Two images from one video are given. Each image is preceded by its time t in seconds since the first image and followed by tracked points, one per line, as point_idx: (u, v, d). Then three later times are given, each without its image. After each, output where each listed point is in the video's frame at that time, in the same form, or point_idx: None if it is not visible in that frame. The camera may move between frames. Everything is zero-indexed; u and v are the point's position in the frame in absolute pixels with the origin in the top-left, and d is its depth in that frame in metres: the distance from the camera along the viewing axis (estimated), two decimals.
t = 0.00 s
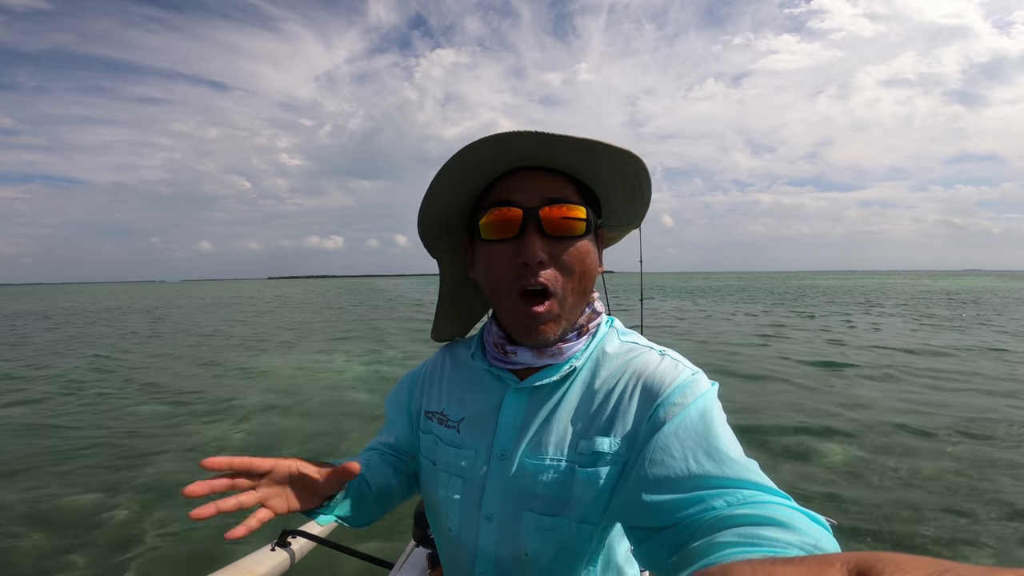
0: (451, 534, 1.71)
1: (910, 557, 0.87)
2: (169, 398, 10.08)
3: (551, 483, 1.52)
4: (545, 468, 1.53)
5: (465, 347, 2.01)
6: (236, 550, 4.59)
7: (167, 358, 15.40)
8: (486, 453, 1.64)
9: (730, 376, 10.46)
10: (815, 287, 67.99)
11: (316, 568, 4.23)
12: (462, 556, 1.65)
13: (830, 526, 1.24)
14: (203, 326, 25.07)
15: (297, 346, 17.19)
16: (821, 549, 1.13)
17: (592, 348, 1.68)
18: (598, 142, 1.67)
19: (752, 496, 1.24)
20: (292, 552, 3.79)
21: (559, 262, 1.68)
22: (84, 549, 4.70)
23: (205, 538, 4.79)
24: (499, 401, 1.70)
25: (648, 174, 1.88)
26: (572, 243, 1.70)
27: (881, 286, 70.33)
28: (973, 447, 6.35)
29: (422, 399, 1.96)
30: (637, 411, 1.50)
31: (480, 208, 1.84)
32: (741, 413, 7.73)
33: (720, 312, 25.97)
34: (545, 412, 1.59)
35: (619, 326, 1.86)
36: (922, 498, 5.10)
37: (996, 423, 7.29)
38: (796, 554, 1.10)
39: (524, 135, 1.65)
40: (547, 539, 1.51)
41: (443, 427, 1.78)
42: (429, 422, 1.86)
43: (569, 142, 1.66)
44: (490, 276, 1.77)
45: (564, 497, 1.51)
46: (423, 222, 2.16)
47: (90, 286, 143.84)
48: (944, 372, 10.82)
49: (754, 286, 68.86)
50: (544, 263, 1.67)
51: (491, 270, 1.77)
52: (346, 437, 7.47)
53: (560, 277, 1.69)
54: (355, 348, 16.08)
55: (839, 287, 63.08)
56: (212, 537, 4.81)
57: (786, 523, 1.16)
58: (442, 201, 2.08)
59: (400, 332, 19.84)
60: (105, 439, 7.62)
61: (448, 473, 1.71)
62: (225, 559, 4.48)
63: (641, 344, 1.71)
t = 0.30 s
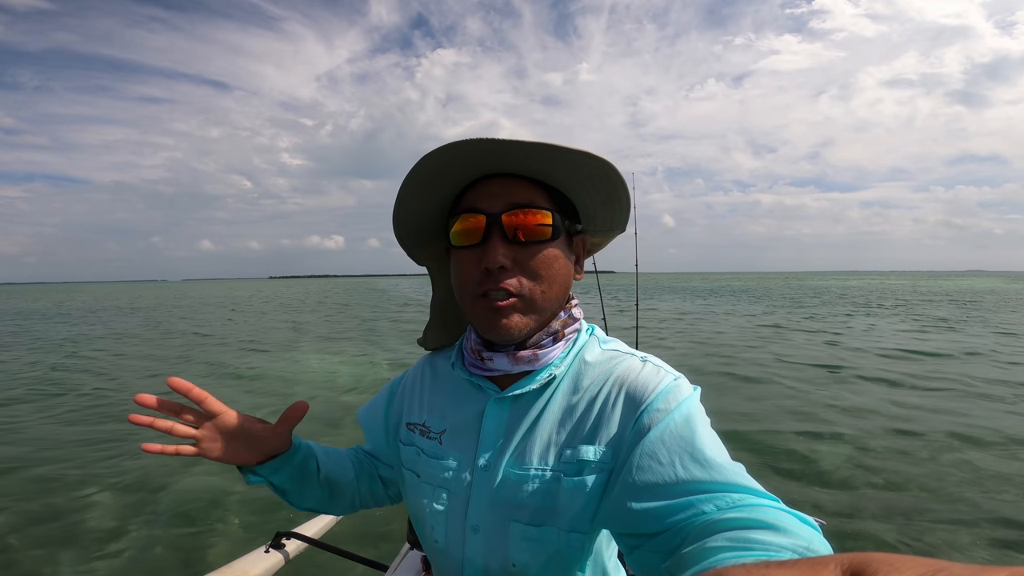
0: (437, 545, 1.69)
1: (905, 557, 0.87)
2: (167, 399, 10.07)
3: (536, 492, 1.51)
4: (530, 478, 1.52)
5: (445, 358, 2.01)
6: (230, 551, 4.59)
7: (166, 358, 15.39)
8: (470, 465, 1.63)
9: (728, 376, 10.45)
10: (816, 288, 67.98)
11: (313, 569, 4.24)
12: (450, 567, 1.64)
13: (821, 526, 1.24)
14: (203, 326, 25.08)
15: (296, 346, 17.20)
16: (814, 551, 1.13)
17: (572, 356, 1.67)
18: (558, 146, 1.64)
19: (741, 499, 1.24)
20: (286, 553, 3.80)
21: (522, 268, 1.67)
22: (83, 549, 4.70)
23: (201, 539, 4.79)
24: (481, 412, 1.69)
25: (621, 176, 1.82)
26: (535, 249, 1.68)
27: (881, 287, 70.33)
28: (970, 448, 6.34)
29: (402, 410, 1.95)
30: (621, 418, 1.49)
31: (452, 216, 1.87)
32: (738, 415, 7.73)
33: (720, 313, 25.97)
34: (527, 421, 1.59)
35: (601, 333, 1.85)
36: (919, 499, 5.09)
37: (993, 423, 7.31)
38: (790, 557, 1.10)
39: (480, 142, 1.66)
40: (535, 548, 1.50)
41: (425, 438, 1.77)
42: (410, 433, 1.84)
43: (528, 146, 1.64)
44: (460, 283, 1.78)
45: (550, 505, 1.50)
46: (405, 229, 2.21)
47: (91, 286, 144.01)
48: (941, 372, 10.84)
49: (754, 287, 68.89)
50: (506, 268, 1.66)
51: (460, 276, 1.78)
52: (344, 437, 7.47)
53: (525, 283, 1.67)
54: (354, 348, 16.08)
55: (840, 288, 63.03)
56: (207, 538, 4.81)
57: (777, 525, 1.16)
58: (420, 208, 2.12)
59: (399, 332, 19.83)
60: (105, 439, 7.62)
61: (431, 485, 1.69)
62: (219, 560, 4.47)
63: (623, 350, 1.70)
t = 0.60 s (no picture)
0: (429, 549, 1.69)
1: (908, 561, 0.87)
2: (167, 397, 10.09)
3: (530, 496, 1.51)
4: (524, 481, 1.52)
5: (436, 359, 2.01)
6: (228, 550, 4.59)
7: (167, 357, 15.41)
8: (462, 468, 1.62)
9: (728, 377, 10.45)
10: (817, 288, 67.83)
11: (313, 569, 4.23)
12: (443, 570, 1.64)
13: (817, 531, 1.24)
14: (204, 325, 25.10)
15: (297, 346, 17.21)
16: (814, 556, 1.13)
17: (563, 358, 1.67)
18: (524, 145, 1.62)
19: (738, 504, 1.25)
20: (284, 553, 3.80)
21: (493, 269, 1.67)
22: (84, 545, 4.71)
23: (199, 537, 4.80)
24: (471, 414, 1.68)
25: (595, 167, 1.75)
26: (505, 249, 1.67)
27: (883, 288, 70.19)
28: (970, 449, 6.34)
29: (393, 412, 1.94)
30: (615, 421, 1.49)
31: (433, 219, 1.90)
32: (738, 416, 7.74)
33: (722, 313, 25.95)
34: (520, 425, 1.58)
35: (593, 335, 1.85)
36: (917, 500, 5.09)
37: (992, 424, 7.33)
38: (788, 562, 1.10)
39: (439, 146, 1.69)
40: (529, 551, 1.50)
41: (416, 441, 1.76)
42: (401, 436, 1.84)
43: (488, 146, 1.64)
44: (440, 286, 1.82)
45: (544, 509, 1.50)
46: (397, 232, 2.27)
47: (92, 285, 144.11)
48: (943, 374, 10.82)
49: (756, 288, 68.77)
50: (475, 271, 1.67)
51: (441, 280, 1.82)
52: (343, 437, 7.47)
53: (496, 285, 1.67)
54: (355, 348, 16.08)
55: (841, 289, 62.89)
56: (205, 537, 4.81)
57: (774, 531, 1.17)
58: (408, 212, 2.16)
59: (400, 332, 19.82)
60: (105, 438, 7.63)
61: (422, 488, 1.69)
62: (217, 559, 4.48)
63: (616, 353, 1.70)
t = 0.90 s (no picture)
0: (436, 544, 1.69)
1: (915, 558, 0.87)
2: (168, 395, 10.09)
3: (539, 491, 1.51)
4: (533, 476, 1.52)
5: (445, 353, 2.01)
6: (229, 546, 4.59)
7: (168, 355, 15.41)
8: (470, 464, 1.62)
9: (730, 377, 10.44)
10: (818, 289, 67.75)
11: (313, 568, 4.22)
12: (451, 566, 1.64)
13: (827, 528, 1.24)
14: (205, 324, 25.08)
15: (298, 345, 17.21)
16: (823, 552, 1.13)
17: (573, 352, 1.67)
18: (536, 129, 1.64)
19: (747, 500, 1.25)
20: (285, 551, 3.80)
21: (499, 250, 1.68)
22: (84, 540, 4.70)
23: (200, 534, 4.79)
24: (481, 409, 1.68)
25: (611, 161, 1.75)
26: (512, 232, 1.69)
27: (884, 289, 70.10)
28: (972, 450, 6.32)
29: (401, 409, 1.94)
30: (625, 416, 1.49)
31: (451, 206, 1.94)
32: (740, 416, 7.73)
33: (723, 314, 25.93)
34: (529, 420, 1.58)
35: (602, 330, 1.85)
36: (920, 500, 5.07)
37: (994, 425, 7.31)
38: (798, 557, 1.10)
39: (458, 127, 1.75)
40: (538, 547, 1.50)
41: (424, 438, 1.76)
42: (408, 433, 1.84)
43: (503, 129, 1.68)
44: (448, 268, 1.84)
45: (553, 504, 1.51)
46: (420, 224, 2.32)
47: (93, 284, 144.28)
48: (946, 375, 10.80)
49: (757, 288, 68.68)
50: (481, 250, 1.68)
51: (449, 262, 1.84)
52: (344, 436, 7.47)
53: (501, 266, 1.68)
54: (356, 348, 16.06)
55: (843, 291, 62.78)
56: (206, 533, 4.81)
57: (784, 526, 1.16)
58: (429, 204, 2.21)
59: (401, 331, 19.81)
60: (106, 436, 7.63)
61: (431, 484, 1.69)
62: (218, 556, 4.48)
63: (626, 348, 1.70)
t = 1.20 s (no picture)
0: (445, 544, 1.69)
1: (927, 561, 0.87)
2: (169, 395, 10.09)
3: (548, 490, 1.51)
4: (542, 476, 1.52)
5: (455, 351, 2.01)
6: (232, 544, 4.59)
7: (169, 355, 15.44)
8: (480, 463, 1.62)
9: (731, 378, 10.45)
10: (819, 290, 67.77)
11: (316, 566, 4.23)
12: (460, 566, 1.64)
13: (837, 529, 1.24)
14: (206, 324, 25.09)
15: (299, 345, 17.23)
16: (834, 555, 1.13)
17: (583, 351, 1.67)
18: (567, 133, 1.64)
19: (757, 502, 1.25)
20: (289, 550, 3.80)
21: (527, 253, 1.67)
22: (87, 537, 4.71)
23: (202, 532, 4.80)
24: (491, 408, 1.68)
25: (634, 166, 1.79)
26: (539, 234, 1.68)
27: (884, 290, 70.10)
28: (973, 451, 6.32)
29: (409, 408, 1.94)
30: (634, 415, 1.49)
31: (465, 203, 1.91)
32: (741, 417, 7.74)
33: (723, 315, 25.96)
34: (539, 419, 1.58)
35: (612, 328, 1.85)
36: (922, 500, 5.07)
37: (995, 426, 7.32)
38: (808, 560, 1.10)
39: (484, 127, 1.70)
40: (548, 546, 1.51)
41: (433, 437, 1.76)
42: (417, 433, 1.83)
43: (533, 132, 1.66)
44: (466, 268, 1.80)
45: (563, 503, 1.51)
46: (423, 219, 2.25)
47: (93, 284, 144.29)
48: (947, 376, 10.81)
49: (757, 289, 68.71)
50: (510, 253, 1.67)
51: (466, 262, 1.81)
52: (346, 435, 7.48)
53: (529, 269, 1.67)
54: (357, 348, 16.06)
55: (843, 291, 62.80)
56: (208, 531, 4.81)
57: (793, 529, 1.16)
58: (437, 198, 2.16)
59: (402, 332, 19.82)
60: (107, 434, 7.63)
61: (440, 484, 1.69)
62: (221, 554, 4.48)
63: (635, 346, 1.70)
